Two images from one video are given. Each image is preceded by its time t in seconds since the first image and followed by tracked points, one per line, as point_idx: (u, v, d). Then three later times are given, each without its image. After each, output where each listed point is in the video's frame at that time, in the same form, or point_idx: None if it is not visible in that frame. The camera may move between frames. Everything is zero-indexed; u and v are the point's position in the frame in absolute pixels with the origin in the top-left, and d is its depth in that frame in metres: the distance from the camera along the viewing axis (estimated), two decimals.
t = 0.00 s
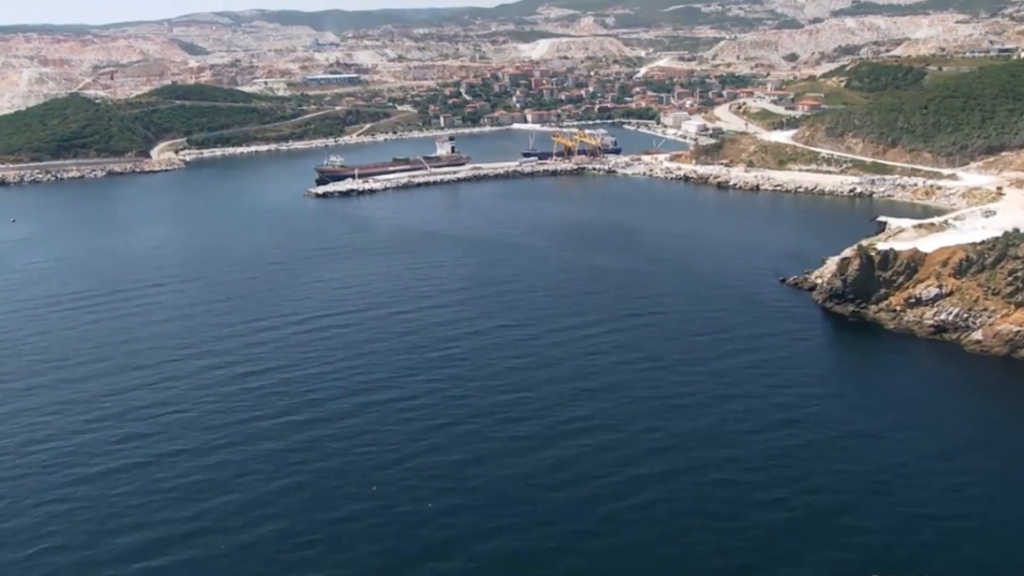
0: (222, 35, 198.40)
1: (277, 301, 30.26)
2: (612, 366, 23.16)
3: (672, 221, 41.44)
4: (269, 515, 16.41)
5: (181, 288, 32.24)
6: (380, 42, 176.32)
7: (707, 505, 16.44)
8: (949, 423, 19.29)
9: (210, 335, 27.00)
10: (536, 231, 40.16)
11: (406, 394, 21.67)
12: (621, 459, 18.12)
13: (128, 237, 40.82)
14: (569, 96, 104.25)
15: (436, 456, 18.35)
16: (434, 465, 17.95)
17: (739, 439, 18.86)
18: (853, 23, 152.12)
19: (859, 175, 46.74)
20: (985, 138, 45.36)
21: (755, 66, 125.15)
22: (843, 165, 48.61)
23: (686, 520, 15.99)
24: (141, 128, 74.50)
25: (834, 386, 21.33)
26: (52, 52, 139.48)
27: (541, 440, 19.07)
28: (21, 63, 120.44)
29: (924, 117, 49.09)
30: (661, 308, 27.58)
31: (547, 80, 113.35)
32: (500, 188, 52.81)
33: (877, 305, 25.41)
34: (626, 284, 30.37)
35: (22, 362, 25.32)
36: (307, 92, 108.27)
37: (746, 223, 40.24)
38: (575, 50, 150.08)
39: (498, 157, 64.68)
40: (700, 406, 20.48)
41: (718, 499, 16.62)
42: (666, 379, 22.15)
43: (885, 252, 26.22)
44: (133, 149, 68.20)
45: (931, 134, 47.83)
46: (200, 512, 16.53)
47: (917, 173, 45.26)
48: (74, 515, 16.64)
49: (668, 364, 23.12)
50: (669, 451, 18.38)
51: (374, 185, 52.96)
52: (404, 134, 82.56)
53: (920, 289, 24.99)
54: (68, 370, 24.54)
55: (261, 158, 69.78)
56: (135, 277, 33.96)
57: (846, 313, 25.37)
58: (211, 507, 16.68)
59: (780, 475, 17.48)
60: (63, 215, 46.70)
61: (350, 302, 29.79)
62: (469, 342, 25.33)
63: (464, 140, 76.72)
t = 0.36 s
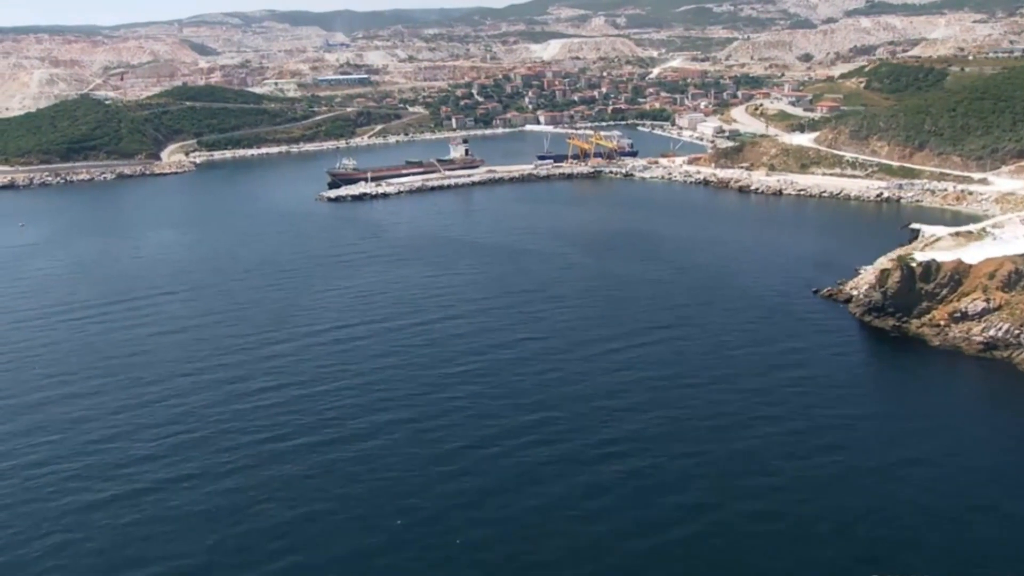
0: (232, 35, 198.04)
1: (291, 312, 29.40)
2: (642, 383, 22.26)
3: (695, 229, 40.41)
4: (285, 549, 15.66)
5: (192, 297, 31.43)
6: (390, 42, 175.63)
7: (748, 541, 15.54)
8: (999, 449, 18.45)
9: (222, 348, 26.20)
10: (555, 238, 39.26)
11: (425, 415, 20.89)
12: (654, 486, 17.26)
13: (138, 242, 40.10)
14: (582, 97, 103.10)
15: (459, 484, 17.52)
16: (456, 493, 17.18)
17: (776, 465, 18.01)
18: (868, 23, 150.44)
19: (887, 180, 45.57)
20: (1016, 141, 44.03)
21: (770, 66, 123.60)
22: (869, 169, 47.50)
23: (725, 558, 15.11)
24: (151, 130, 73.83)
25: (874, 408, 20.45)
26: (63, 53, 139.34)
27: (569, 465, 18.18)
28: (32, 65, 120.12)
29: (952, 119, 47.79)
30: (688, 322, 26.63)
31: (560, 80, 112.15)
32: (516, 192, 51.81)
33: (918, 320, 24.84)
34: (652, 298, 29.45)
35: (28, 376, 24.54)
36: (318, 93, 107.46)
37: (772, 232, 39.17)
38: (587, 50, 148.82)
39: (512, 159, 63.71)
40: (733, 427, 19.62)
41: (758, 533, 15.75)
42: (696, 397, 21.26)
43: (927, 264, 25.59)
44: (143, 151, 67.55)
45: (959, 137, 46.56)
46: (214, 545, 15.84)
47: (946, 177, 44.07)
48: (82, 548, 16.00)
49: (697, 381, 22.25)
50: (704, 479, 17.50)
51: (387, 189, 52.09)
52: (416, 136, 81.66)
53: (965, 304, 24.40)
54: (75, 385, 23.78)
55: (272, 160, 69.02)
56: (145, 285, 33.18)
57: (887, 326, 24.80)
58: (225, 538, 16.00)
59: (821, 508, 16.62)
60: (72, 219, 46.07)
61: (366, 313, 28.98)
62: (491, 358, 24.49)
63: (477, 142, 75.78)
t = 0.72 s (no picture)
0: (241, 36, 197.91)
1: (303, 319, 28.74)
2: (665, 397, 21.59)
3: (714, 234, 39.56)
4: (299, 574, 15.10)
5: (201, 304, 30.80)
6: (400, 43, 175.22)
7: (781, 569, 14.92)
8: None
9: (232, 357, 25.61)
10: (571, 243, 38.50)
11: (439, 431, 20.21)
12: (681, 510, 16.63)
13: (147, 246, 39.56)
14: (593, 98, 102.31)
15: (478, 505, 16.90)
16: (475, 515, 16.55)
17: (807, 488, 17.29)
18: (881, 23, 149.15)
19: (908, 184, 44.63)
20: None
21: (782, 67, 122.48)
22: (889, 172, 46.56)
23: None
24: (160, 131, 73.41)
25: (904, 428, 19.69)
26: (73, 54, 139.42)
27: (591, 485, 17.55)
28: (41, 66, 120.04)
29: (975, 121, 46.80)
30: (710, 332, 25.91)
31: (570, 81, 111.28)
32: (529, 195, 51.04)
33: (953, 330, 24.10)
34: (674, 307, 28.64)
35: (35, 385, 24.00)
36: (327, 94, 106.95)
37: (793, 237, 38.31)
38: (598, 50, 147.93)
39: (524, 162, 62.97)
40: (762, 445, 18.94)
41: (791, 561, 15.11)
42: (720, 414, 20.50)
43: (961, 272, 24.78)
44: (152, 153, 67.14)
45: (983, 140, 45.61)
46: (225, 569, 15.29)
47: (970, 182, 43.13)
48: (90, 571, 15.47)
49: (721, 397, 21.50)
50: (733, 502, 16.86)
51: (398, 191, 51.42)
52: (426, 137, 81.04)
53: (1001, 313, 23.60)
54: (82, 395, 23.23)
55: (282, 162, 68.51)
56: (154, 290, 32.58)
57: (920, 338, 24.10)
58: (236, 562, 15.45)
59: (858, 536, 15.86)
60: (81, 222, 45.57)
61: (380, 321, 28.30)
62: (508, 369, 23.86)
63: (488, 143, 75.08)
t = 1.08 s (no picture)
0: (253, 36, 197.79)
1: (320, 328, 27.95)
2: (697, 415, 20.75)
3: (739, 241, 38.55)
4: None
5: (215, 312, 30.04)
6: (412, 43, 174.44)
7: None
8: None
9: (247, 368, 24.88)
10: (591, 250, 37.55)
11: (463, 451, 19.38)
12: (720, 541, 15.86)
13: (159, 251, 38.87)
14: (607, 99, 101.28)
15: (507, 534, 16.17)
16: (504, 545, 15.83)
17: (852, 518, 16.49)
18: (899, 23, 147.39)
19: (937, 189, 43.50)
20: None
21: (799, 68, 120.97)
22: (917, 176, 45.43)
23: None
24: (172, 133, 72.90)
25: (952, 454, 18.73)
26: (85, 54, 139.49)
27: (625, 513, 16.78)
28: (54, 66, 119.88)
29: (1007, 124, 45.59)
30: (742, 346, 24.98)
31: (584, 82, 110.18)
32: (547, 199, 50.13)
33: (999, 346, 23.42)
34: (702, 318, 27.67)
35: (45, 397, 23.34)
36: (339, 95, 106.28)
37: (820, 244, 37.26)
38: (611, 51, 146.77)
39: (540, 164, 62.08)
40: (801, 470, 18.13)
41: None
42: (757, 435, 19.65)
43: (1007, 286, 24.00)
44: (164, 154, 66.61)
45: (1015, 144, 44.43)
46: None
47: (1002, 187, 41.99)
48: None
49: (757, 417, 20.59)
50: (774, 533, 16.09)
51: (413, 194, 50.62)
52: (439, 139, 80.24)
53: None
54: (94, 409, 22.55)
55: (295, 164, 67.85)
56: (167, 297, 31.88)
57: (965, 355, 23.48)
58: None
59: (909, 574, 15.00)
60: (93, 226, 44.97)
61: (398, 331, 27.55)
62: (532, 383, 23.06)
63: (503, 145, 74.25)
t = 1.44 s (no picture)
0: (266, 37, 197.68)
1: (337, 338, 27.13)
2: (731, 436, 19.81)
3: (765, 248, 37.37)
4: None
5: (228, 320, 29.25)
6: (424, 43, 173.66)
7: None
8: None
9: (261, 380, 24.09)
10: (613, 256, 36.50)
11: (488, 476, 18.50)
12: None
13: (171, 256, 38.14)
14: (622, 100, 100.18)
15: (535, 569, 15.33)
16: None
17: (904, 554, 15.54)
18: (918, 23, 145.55)
19: (968, 194, 42.23)
20: None
21: (816, 69, 119.42)
22: (947, 181, 44.16)
23: None
24: (185, 134, 72.36)
25: (1005, 481, 17.70)
26: (99, 56, 139.69)
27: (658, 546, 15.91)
28: (68, 67, 119.81)
29: None
30: (776, 360, 23.99)
31: (599, 83, 109.12)
32: (564, 203, 49.11)
33: None
34: (733, 330, 26.60)
35: (54, 411, 22.61)
36: (352, 96, 105.64)
37: (851, 251, 36.04)
38: (626, 52, 145.54)
39: (557, 167, 61.07)
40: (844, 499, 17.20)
41: None
42: (795, 459, 18.71)
43: None
44: (177, 156, 66.07)
45: None
46: None
47: None
48: None
49: (796, 440, 19.60)
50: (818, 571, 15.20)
51: (427, 198, 49.70)
52: (453, 141, 79.37)
53: None
54: (103, 425, 21.80)
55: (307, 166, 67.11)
56: (179, 305, 31.12)
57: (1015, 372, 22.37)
58: None
59: None
60: (104, 230, 44.31)
61: (416, 341, 26.68)
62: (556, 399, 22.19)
63: (517, 147, 73.29)
